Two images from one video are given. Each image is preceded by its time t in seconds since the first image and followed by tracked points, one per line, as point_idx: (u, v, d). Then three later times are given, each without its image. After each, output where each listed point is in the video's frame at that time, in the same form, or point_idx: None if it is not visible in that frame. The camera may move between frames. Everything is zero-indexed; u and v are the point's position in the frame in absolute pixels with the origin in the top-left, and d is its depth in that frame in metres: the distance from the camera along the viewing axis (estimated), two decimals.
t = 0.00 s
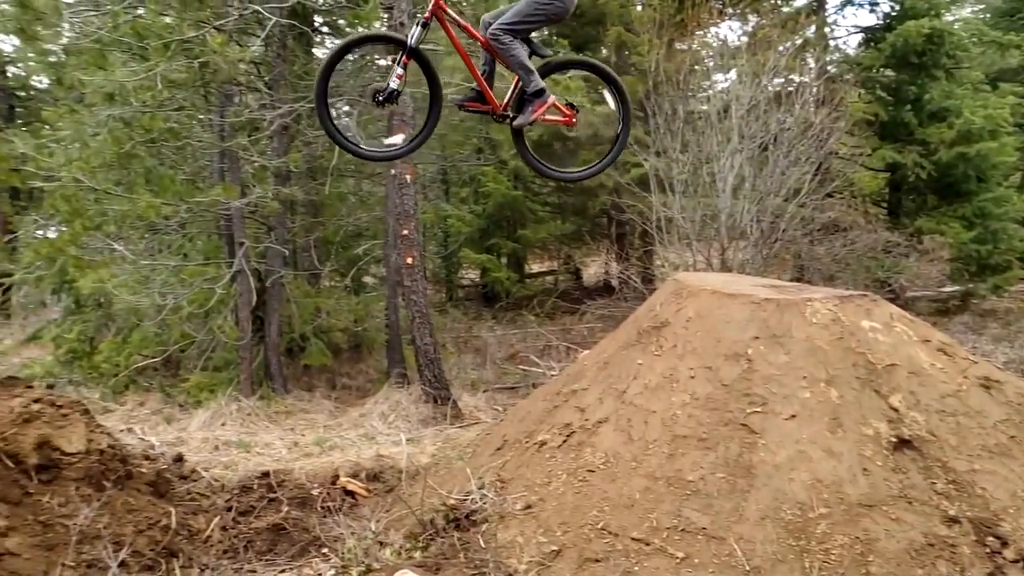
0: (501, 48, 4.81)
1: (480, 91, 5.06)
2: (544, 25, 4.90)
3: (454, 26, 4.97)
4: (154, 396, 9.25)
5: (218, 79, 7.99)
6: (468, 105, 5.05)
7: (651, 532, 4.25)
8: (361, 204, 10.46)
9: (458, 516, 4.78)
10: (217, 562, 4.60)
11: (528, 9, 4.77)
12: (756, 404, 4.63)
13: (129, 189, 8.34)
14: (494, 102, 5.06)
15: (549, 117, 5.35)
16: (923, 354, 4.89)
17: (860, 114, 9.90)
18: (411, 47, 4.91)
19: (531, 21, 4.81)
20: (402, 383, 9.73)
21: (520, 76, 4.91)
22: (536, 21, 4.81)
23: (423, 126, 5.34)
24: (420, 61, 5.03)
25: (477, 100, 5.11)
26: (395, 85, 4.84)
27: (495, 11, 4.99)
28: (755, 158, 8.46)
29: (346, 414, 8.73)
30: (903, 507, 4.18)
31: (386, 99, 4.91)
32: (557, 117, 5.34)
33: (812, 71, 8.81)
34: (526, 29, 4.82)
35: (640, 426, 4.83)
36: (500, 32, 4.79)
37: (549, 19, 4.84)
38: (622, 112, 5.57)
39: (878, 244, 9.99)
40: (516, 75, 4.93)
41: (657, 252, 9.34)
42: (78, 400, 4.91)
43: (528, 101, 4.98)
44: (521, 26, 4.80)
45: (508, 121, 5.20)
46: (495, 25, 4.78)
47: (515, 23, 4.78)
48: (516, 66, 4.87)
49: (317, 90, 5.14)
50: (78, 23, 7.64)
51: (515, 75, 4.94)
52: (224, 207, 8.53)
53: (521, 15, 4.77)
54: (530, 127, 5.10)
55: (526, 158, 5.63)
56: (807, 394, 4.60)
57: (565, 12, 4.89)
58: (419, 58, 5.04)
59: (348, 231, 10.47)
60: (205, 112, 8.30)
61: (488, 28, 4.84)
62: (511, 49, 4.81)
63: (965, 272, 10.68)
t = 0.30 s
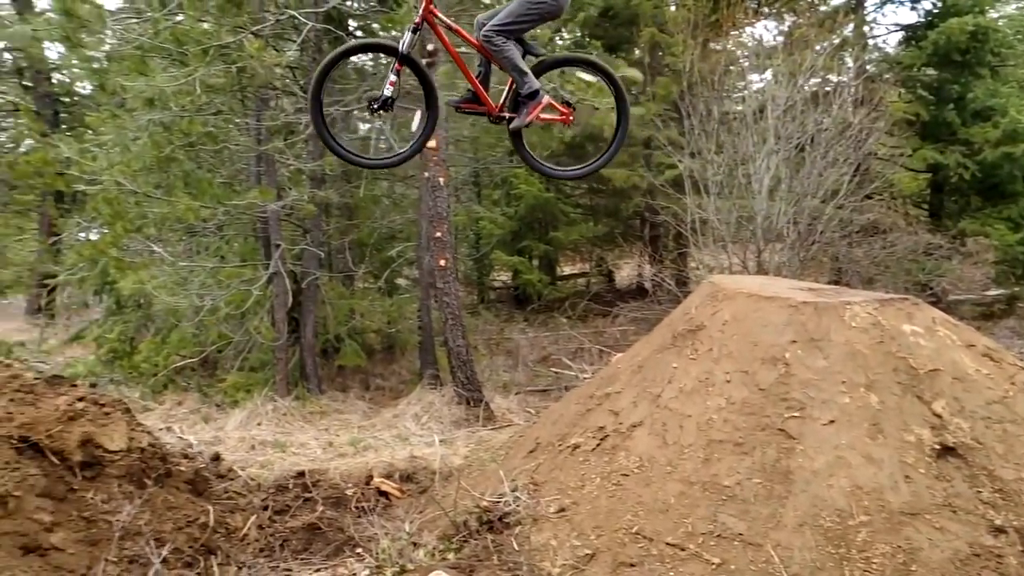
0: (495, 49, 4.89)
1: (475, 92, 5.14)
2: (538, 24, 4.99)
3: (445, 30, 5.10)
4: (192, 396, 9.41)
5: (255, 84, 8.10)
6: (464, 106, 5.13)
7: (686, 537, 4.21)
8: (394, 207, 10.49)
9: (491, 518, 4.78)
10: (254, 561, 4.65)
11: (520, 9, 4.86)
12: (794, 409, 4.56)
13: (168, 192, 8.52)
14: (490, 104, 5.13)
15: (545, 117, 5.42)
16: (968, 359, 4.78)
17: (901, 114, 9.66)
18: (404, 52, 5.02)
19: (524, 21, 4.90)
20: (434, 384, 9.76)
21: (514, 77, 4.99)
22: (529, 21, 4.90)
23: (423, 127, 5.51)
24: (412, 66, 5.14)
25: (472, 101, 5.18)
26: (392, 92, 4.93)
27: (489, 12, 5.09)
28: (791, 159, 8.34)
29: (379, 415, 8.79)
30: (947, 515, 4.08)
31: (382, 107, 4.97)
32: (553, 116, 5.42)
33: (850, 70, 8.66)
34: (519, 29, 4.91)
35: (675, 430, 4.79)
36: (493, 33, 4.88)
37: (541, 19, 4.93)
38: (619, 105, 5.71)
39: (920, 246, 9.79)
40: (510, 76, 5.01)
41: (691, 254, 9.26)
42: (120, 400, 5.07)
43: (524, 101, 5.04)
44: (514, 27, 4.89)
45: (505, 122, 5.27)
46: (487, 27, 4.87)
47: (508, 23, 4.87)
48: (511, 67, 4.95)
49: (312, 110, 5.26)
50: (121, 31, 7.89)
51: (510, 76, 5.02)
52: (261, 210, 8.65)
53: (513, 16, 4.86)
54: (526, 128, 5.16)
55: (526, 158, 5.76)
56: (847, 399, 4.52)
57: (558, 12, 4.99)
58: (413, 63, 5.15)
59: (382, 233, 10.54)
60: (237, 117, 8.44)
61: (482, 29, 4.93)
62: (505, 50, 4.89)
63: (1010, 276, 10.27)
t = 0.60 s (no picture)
0: (486, 54, 4.91)
1: (470, 97, 5.19)
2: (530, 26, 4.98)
3: (436, 36, 5.13)
4: (228, 395, 9.55)
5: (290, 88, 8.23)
6: (459, 110, 5.20)
7: (721, 543, 4.16)
8: (426, 210, 10.52)
9: (523, 521, 4.77)
10: (289, 560, 4.69)
11: (511, 12, 4.86)
12: (832, 415, 4.49)
13: (205, 194, 8.65)
14: (484, 108, 5.18)
15: (541, 117, 5.45)
16: (1013, 365, 4.65)
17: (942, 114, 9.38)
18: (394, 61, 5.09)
19: (515, 25, 4.90)
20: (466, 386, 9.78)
21: (505, 82, 5.01)
22: (520, 24, 4.90)
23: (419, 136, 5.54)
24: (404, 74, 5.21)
25: (467, 106, 5.24)
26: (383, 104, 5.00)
27: (481, 16, 5.09)
28: (828, 161, 8.22)
29: (411, 416, 8.83)
30: (992, 526, 3.99)
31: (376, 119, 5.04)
32: (548, 117, 5.42)
33: (889, 70, 8.49)
34: (510, 33, 4.91)
35: (710, 435, 4.75)
36: (484, 38, 4.89)
37: (532, 21, 4.92)
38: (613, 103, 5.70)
39: (962, 249, 9.57)
40: (502, 81, 5.03)
41: (726, 256, 9.16)
42: (158, 399, 5.18)
43: (516, 106, 5.08)
44: (504, 31, 4.88)
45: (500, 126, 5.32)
46: (477, 33, 4.88)
47: (498, 28, 4.87)
48: (502, 72, 4.97)
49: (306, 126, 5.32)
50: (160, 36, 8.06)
51: (502, 80, 5.05)
52: (296, 212, 8.75)
53: (504, 20, 4.86)
54: (521, 132, 5.20)
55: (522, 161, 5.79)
56: (886, 405, 4.44)
57: (549, 13, 4.97)
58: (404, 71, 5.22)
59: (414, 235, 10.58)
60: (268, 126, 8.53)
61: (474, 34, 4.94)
62: (497, 55, 4.91)
63: None
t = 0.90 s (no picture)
0: (475, 64, 4.87)
1: (461, 105, 5.18)
2: (517, 32, 4.97)
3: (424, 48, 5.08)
4: (259, 396, 9.66)
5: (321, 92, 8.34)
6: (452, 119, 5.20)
7: (753, 551, 4.11)
8: (455, 212, 10.55)
9: (553, 525, 4.76)
10: (320, 560, 4.72)
11: (497, 21, 4.85)
12: (867, 421, 4.41)
13: (237, 197, 8.72)
14: (476, 116, 5.18)
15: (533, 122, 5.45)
16: None
17: (980, 115, 9.18)
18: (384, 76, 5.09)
19: (502, 33, 4.89)
20: (494, 389, 9.78)
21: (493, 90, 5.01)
22: (507, 31, 4.89)
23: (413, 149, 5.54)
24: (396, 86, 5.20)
25: (459, 114, 5.24)
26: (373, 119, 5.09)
27: (469, 23, 5.06)
28: (863, 163, 8.09)
29: (440, 418, 8.85)
30: None
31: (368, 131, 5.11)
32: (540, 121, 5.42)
33: (925, 70, 8.34)
34: (497, 42, 4.89)
35: (742, 441, 4.70)
36: (472, 48, 4.86)
37: (518, 29, 4.92)
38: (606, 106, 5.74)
39: (1001, 252, 9.35)
40: (491, 89, 5.02)
41: (757, 260, 9.07)
42: (193, 400, 5.29)
43: (507, 114, 5.08)
44: (492, 40, 4.86)
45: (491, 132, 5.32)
46: (464, 43, 4.85)
47: (485, 37, 4.85)
48: (492, 81, 4.96)
49: (300, 139, 5.46)
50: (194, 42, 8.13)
51: (492, 89, 5.03)
52: (327, 216, 8.85)
53: (491, 30, 4.84)
54: (514, 139, 5.19)
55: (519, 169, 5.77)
56: (923, 412, 4.36)
57: (535, 19, 4.97)
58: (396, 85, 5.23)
59: (442, 239, 10.57)
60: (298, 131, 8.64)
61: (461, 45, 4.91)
62: (486, 65, 4.88)
63: None
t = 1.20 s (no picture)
0: (463, 76, 4.84)
1: (453, 116, 5.15)
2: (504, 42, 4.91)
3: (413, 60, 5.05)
4: (289, 397, 9.75)
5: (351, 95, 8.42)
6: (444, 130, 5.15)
7: (786, 557, 4.06)
8: (483, 215, 10.56)
9: (582, 529, 4.72)
10: (349, 560, 4.74)
11: (482, 32, 4.79)
12: (903, 428, 4.34)
13: (268, 201, 8.88)
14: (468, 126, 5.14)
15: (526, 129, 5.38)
16: None
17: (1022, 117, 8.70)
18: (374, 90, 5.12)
19: (488, 44, 4.83)
20: (522, 392, 9.77)
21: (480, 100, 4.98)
22: (493, 42, 4.83)
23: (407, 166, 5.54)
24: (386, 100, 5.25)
25: (451, 124, 5.21)
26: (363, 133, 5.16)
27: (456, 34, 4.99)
28: (897, 164, 7.96)
29: (468, 420, 8.87)
30: None
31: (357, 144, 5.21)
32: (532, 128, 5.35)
33: (963, 70, 8.18)
34: (484, 53, 4.84)
35: (774, 446, 4.65)
36: (459, 60, 4.82)
37: (504, 38, 4.85)
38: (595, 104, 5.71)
39: None
40: (480, 99, 4.98)
41: (789, 263, 8.96)
42: (225, 400, 5.40)
43: (498, 123, 5.02)
44: (478, 52, 4.82)
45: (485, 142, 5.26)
46: (450, 54, 4.81)
47: (471, 49, 4.80)
48: (481, 91, 4.92)
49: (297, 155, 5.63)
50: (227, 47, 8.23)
51: (482, 98, 4.99)
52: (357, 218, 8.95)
53: (476, 41, 4.79)
54: (507, 148, 5.14)
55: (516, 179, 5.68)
56: (961, 418, 4.27)
57: (522, 28, 4.89)
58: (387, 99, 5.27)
59: (470, 241, 10.62)
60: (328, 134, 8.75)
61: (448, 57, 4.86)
62: (474, 77, 4.84)
63: None
